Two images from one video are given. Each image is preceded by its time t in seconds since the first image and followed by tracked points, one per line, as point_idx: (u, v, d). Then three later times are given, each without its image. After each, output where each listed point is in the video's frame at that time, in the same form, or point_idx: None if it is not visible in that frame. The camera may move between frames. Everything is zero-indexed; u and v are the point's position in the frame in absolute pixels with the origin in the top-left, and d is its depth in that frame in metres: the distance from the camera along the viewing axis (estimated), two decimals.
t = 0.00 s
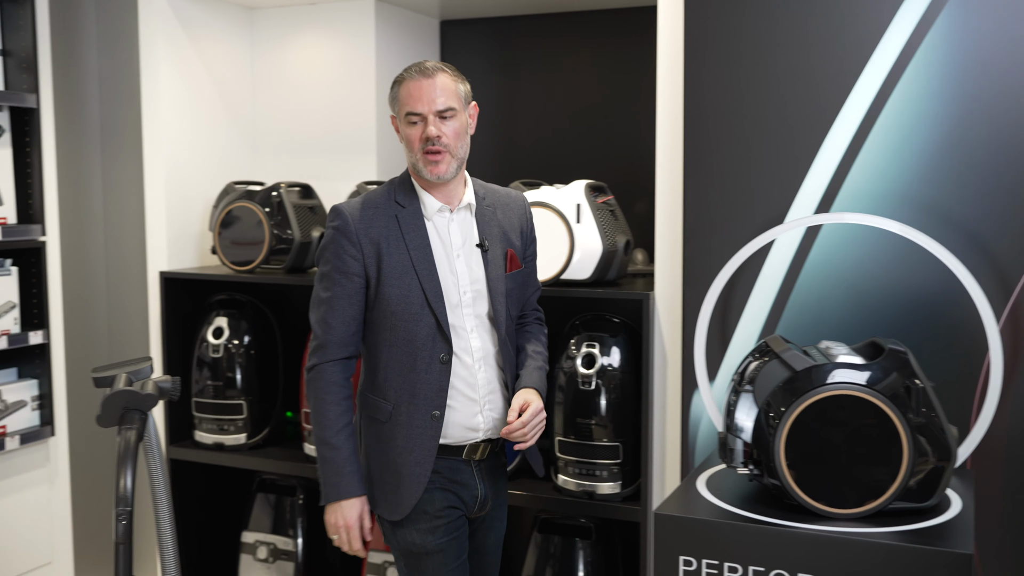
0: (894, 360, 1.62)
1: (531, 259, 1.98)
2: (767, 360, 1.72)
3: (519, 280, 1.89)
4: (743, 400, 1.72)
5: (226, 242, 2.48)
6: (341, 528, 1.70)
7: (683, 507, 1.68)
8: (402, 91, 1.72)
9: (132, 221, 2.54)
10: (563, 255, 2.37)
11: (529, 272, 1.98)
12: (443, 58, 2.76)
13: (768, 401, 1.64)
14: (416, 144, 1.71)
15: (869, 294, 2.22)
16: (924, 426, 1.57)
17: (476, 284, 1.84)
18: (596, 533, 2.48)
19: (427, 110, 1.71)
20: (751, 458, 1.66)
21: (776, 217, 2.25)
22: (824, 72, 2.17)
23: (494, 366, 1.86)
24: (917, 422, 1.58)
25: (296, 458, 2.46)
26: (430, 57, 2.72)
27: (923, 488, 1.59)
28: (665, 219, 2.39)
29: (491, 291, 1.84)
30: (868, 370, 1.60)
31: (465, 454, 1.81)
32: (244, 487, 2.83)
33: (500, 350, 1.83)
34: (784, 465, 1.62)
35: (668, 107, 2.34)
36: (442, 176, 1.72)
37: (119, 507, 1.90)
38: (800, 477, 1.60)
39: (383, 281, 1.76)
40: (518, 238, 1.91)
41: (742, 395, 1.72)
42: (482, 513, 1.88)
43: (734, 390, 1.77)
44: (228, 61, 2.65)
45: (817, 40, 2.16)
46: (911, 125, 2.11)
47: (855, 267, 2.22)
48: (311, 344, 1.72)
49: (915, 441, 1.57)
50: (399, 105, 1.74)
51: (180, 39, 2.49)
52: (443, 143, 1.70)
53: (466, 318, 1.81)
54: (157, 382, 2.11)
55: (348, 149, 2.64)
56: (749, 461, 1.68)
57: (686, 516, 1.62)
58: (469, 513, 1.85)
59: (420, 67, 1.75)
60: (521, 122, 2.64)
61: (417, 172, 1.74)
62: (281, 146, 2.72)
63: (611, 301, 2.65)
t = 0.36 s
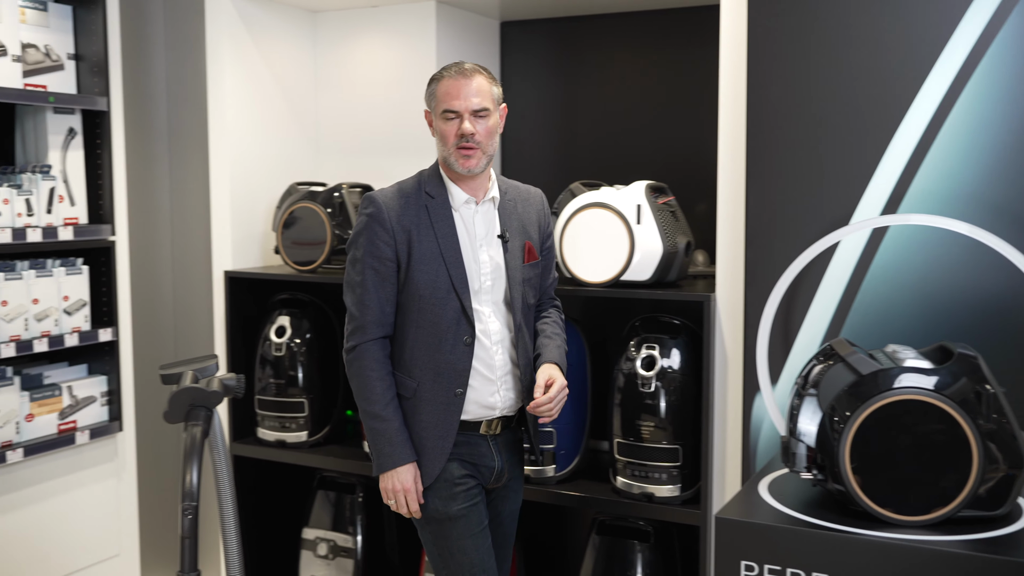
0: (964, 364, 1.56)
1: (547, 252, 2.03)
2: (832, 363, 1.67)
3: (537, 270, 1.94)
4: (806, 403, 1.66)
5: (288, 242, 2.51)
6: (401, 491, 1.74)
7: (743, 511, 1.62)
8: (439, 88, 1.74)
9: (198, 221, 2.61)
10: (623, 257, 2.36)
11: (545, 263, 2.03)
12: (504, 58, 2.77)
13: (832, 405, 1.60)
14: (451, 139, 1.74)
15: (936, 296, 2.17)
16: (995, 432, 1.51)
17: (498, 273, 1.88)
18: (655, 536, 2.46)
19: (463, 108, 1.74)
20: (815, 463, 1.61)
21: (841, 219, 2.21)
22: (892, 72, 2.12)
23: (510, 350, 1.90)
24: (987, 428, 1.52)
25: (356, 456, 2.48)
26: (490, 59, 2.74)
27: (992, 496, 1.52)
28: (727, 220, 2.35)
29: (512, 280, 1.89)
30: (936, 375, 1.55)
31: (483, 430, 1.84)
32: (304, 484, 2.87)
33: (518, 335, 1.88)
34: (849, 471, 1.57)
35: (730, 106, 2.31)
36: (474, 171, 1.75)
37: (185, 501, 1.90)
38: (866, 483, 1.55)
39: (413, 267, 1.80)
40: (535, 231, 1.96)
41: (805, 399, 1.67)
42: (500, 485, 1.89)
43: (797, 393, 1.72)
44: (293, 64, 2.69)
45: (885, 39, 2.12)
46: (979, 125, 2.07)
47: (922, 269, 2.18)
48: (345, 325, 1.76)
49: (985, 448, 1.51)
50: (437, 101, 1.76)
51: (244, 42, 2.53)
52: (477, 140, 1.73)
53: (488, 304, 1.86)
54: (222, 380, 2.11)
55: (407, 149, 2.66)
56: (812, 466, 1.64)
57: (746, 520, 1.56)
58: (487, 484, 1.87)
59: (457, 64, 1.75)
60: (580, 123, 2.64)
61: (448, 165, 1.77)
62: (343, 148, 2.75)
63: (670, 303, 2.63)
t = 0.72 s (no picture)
0: None
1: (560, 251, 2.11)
2: (897, 368, 1.59)
3: (548, 268, 2.02)
4: (871, 408, 1.59)
5: (347, 242, 2.53)
6: (414, 480, 1.83)
7: (806, 517, 1.51)
8: (460, 87, 1.86)
9: (260, 221, 2.68)
10: (682, 258, 2.33)
11: (558, 261, 2.10)
12: (563, 58, 2.81)
13: (898, 410, 1.52)
14: (472, 134, 1.85)
15: (1007, 299, 2.12)
16: None
17: (507, 269, 1.97)
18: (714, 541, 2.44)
19: (482, 107, 1.86)
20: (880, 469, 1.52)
21: (907, 220, 2.16)
22: (960, 69, 2.07)
23: (519, 345, 1.98)
24: None
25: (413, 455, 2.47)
26: (550, 61, 2.78)
27: None
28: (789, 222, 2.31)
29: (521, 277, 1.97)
30: (1008, 381, 1.47)
31: (491, 425, 1.93)
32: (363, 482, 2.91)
33: (526, 330, 1.96)
34: (915, 477, 1.48)
35: (793, 104, 2.27)
36: (492, 165, 1.87)
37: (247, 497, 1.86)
38: (934, 489, 1.46)
39: (424, 262, 1.90)
40: (546, 230, 2.04)
41: (870, 403, 1.60)
42: (509, 480, 1.96)
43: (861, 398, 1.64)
44: (356, 67, 2.73)
45: (954, 36, 2.07)
46: None
47: (993, 271, 2.13)
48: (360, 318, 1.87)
49: None
50: (457, 100, 1.88)
51: (309, 45, 2.58)
52: (496, 137, 1.86)
53: (497, 299, 1.95)
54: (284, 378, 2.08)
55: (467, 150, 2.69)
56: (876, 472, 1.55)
57: (807, 525, 1.46)
58: (494, 481, 1.94)
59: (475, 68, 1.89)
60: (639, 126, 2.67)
61: (466, 160, 1.88)
62: (402, 150, 2.77)
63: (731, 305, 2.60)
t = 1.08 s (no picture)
0: None
1: (529, 251, 2.15)
2: (954, 370, 1.44)
3: (511, 267, 2.07)
4: (925, 411, 1.43)
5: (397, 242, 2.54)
6: (410, 454, 1.91)
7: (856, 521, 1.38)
8: (427, 91, 1.96)
9: (305, 221, 2.73)
10: (730, 259, 2.31)
11: (527, 261, 2.14)
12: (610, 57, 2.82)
13: (953, 414, 1.37)
14: (439, 136, 1.94)
15: None
16: None
17: (468, 268, 2.03)
18: (762, 544, 2.40)
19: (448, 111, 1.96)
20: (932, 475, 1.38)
21: (962, 220, 2.09)
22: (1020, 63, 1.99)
23: (479, 342, 2.03)
24: None
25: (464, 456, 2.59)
26: (599, 60, 2.80)
27: None
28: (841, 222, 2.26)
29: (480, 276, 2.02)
30: None
31: (448, 423, 2.00)
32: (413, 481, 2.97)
33: (485, 328, 2.01)
34: (973, 484, 1.32)
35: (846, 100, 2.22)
36: (457, 165, 1.95)
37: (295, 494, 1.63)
38: (995, 499, 1.30)
39: (386, 260, 2.00)
40: (511, 231, 2.09)
41: (924, 407, 1.44)
42: (468, 480, 2.02)
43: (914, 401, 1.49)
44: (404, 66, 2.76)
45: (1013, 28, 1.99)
46: None
47: None
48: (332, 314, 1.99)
49: None
50: (424, 105, 1.97)
51: (357, 46, 2.62)
52: (462, 138, 1.95)
53: (456, 297, 2.01)
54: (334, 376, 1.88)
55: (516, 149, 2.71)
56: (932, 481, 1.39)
57: (851, 528, 1.34)
58: (453, 480, 2.02)
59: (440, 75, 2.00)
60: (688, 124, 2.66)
61: (433, 161, 1.96)
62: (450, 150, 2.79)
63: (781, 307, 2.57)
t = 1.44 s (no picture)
0: None
1: (524, 250, 2.15)
2: (1005, 373, 1.42)
3: (508, 268, 2.07)
4: (976, 416, 1.40)
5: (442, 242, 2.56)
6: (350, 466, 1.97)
7: (904, 524, 1.36)
8: (430, 93, 1.92)
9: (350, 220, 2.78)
10: (776, 259, 2.27)
11: (523, 260, 2.15)
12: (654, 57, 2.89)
13: (1005, 419, 1.35)
14: (441, 138, 1.91)
15: None
16: None
17: (464, 268, 2.04)
18: (806, 548, 2.37)
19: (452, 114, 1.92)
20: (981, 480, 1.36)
21: (1014, 222, 2.01)
22: None
23: (471, 341, 2.04)
24: None
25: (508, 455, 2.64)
26: (641, 61, 2.87)
27: None
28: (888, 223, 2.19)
29: (476, 276, 2.03)
30: None
31: (439, 412, 1.98)
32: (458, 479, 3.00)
33: (478, 327, 2.02)
34: None
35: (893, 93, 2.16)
36: (459, 169, 1.92)
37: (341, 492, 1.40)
38: None
39: (383, 260, 1.99)
40: (507, 231, 2.09)
41: (975, 411, 1.41)
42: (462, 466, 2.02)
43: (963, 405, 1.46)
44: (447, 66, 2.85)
45: None
46: None
47: None
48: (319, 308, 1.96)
49: None
50: (428, 106, 1.93)
51: (401, 46, 2.71)
52: (465, 141, 1.92)
53: (452, 297, 2.02)
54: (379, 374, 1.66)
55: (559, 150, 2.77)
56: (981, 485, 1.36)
57: (901, 534, 1.31)
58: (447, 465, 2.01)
59: (444, 75, 1.95)
60: (731, 124, 2.71)
61: (434, 163, 1.93)
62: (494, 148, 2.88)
63: (827, 308, 2.54)
